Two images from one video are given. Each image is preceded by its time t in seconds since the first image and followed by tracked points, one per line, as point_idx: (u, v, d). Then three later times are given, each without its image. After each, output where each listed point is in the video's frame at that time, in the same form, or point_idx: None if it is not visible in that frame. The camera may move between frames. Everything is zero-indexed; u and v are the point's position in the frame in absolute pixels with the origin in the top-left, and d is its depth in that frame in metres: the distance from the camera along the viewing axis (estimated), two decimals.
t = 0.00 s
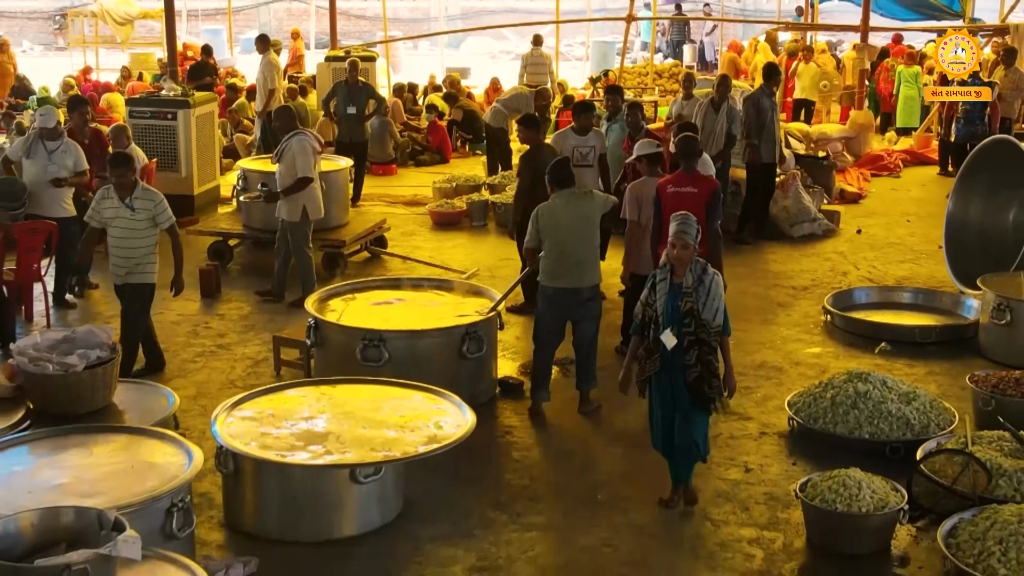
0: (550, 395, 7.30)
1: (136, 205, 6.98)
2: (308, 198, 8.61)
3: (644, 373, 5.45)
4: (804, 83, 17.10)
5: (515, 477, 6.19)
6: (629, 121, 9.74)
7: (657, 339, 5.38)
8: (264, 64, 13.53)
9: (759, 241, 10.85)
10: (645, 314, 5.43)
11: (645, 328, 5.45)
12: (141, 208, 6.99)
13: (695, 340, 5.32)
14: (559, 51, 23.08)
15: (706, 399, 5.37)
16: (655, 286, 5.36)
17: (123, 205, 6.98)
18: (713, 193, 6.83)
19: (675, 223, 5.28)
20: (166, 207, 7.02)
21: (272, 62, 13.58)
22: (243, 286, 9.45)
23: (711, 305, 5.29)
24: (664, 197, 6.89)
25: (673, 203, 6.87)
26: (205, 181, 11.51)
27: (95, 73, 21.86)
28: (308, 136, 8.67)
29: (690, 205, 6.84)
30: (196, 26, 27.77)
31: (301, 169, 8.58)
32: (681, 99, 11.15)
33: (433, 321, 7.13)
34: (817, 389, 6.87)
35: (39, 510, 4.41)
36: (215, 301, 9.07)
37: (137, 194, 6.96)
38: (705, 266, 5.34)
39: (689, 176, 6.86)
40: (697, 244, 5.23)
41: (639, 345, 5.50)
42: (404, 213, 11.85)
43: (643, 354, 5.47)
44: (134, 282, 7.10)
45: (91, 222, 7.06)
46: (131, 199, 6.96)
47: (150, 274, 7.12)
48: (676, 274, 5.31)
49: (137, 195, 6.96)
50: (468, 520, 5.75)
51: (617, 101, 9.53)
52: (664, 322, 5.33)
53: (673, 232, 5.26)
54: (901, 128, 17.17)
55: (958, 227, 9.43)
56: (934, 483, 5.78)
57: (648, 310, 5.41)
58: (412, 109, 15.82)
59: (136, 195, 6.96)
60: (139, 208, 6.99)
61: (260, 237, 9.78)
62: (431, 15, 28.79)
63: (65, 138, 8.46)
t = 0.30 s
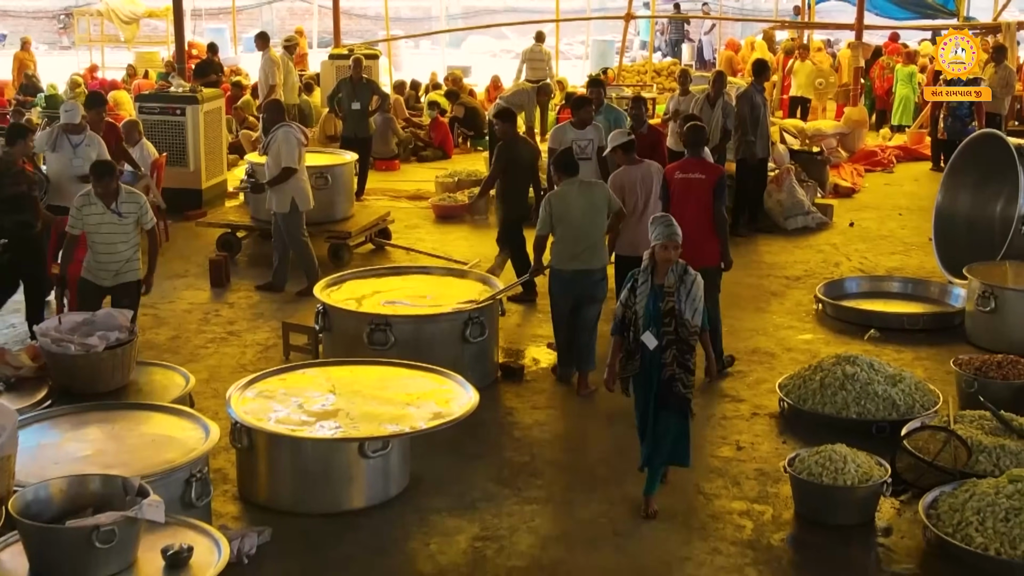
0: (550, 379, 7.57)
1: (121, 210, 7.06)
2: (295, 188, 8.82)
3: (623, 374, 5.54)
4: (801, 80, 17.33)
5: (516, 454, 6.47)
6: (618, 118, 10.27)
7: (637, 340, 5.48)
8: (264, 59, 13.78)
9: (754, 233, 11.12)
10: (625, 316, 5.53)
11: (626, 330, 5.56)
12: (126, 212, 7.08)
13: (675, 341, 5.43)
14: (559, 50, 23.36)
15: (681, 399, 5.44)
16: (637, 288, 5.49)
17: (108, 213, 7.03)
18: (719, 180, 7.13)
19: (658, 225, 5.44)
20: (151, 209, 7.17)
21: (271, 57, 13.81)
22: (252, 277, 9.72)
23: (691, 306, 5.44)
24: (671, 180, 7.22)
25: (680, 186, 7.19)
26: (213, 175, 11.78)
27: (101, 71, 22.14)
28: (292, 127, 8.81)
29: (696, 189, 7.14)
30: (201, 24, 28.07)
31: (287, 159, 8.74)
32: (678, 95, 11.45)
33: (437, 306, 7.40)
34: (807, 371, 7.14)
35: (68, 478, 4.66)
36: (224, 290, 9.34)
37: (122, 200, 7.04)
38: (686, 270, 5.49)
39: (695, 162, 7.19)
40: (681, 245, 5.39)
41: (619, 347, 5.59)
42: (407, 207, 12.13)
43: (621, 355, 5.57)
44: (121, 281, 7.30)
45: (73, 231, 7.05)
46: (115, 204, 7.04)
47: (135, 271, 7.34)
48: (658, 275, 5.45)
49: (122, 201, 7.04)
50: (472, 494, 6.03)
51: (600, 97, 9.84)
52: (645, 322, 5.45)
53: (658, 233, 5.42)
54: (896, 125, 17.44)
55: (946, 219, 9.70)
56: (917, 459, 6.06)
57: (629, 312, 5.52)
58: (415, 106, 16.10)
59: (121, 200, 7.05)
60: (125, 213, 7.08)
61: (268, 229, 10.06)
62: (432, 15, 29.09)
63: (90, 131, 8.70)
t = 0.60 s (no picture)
0: (548, 365, 7.80)
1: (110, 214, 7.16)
2: (286, 180, 9.17)
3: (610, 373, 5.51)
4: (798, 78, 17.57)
5: (516, 436, 6.70)
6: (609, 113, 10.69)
7: (623, 338, 5.44)
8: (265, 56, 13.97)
9: (749, 226, 11.35)
10: (609, 313, 5.47)
11: (610, 328, 5.49)
12: (115, 215, 7.18)
13: (661, 335, 5.42)
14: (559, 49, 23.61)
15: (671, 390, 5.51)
16: (622, 285, 5.41)
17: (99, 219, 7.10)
18: (730, 172, 7.37)
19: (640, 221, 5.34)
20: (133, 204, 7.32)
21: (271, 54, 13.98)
22: (258, 268, 9.95)
23: (676, 299, 5.39)
24: (684, 169, 7.47)
25: (692, 175, 7.45)
26: (219, 170, 12.01)
27: (106, 69, 22.39)
28: (281, 119, 9.10)
29: (709, 179, 7.40)
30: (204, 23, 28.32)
31: (275, 150, 9.06)
32: (673, 91, 11.69)
33: (438, 294, 7.63)
34: (798, 357, 7.38)
35: (89, 452, 4.89)
36: (231, 281, 9.57)
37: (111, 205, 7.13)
38: (668, 262, 5.42)
39: (708, 153, 7.43)
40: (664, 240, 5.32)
41: (603, 343, 5.54)
42: (409, 201, 12.36)
43: (606, 352, 5.53)
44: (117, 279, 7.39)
45: (66, 246, 7.01)
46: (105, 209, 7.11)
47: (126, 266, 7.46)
48: (641, 271, 5.39)
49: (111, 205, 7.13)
50: (473, 473, 6.26)
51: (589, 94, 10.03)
52: (631, 320, 5.41)
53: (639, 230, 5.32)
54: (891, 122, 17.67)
55: (937, 211, 9.91)
56: (902, 439, 6.29)
57: (613, 309, 5.45)
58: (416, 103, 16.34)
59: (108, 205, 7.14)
60: (115, 215, 7.18)
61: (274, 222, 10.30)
62: (432, 14, 29.33)
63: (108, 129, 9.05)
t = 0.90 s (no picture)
0: (547, 350, 8.07)
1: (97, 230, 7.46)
2: (281, 171, 9.38)
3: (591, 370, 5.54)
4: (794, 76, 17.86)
5: (516, 415, 6.97)
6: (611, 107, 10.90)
7: (604, 333, 5.50)
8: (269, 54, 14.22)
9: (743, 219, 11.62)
10: (588, 311, 5.53)
11: (590, 326, 5.55)
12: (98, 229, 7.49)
13: (643, 328, 5.48)
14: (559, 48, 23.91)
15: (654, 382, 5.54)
16: (600, 282, 5.48)
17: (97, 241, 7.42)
18: (740, 159, 7.67)
19: (615, 217, 5.43)
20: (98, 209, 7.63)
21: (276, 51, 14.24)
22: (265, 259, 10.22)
23: (655, 293, 5.46)
24: (694, 157, 7.73)
25: (703, 162, 7.72)
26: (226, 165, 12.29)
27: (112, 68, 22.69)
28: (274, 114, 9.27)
29: (719, 166, 7.68)
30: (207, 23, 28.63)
31: (265, 144, 9.24)
32: (667, 87, 12.01)
33: (441, 280, 7.91)
34: (788, 342, 7.64)
35: (110, 425, 5.14)
36: (239, 271, 9.84)
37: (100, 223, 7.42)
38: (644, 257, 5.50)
39: (718, 140, 7.70)
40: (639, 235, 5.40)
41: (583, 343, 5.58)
42: (411, 195, 12.63)
43: (587, 351, 5.57)
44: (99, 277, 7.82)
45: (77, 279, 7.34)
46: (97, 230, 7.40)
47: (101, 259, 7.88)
48: (619, 267, 5.46)
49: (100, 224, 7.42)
50: (474, 450, 6.53)
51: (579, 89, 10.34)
52: (611, 315, 5.47)
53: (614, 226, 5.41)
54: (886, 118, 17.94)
55: (927, 203, 10.18)
56: (887, 418, 6.55)
57: (592, 307, 5.51)
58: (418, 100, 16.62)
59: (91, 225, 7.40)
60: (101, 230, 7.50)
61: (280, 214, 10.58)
62: (434, 14, 29.62)
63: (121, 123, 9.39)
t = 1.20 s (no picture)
0: (546, 338, 8.29)
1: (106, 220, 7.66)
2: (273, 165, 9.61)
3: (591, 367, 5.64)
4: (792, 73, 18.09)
5: (515, 399, 7.19)
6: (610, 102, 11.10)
7: (604, 330, 5.60)
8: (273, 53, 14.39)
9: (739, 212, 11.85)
10: (588, 310, 5.60)
11: (589, 324, 5.64)
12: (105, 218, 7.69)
13: (641, 326, 5.59)
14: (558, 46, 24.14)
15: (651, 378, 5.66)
16: (602, 280, 5.58)
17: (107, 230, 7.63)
18: (738, 150, 7.91)
19: (614, 218, 5.52)
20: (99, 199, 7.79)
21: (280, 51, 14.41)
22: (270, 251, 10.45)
23: (653, 291, 5.60)
24: (694, 149, 7.95)
25: (703, 154, 7.94)
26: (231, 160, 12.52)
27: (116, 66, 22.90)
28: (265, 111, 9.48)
29: (719, 157, 7.91)
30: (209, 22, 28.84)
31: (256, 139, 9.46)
32: (663, 84, 12.26)
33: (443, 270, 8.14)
34: (781, 329, 7.86)
35: (128, 404, 5.36)
36: (245, 263, 10.07)
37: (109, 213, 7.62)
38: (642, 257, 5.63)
39: (718, 133, 7.93)
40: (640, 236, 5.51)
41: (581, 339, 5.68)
42: (413, 190, 12.86)
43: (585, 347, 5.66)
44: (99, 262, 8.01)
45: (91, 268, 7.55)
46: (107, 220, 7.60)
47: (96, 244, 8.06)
48: (619, 266, 5.59)
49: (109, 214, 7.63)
50: (476, 432, 6.75)
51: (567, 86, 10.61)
52: (612, 312, 5.58)
53: (615, 225, 5.50)
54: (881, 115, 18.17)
55: (918, 197, 10.40)
56: (875, 401, 6.78)
57: (593, 305, 5.59)
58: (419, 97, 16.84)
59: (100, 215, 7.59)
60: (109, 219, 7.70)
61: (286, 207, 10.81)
62: (434, 13, 29.83)
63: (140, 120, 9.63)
